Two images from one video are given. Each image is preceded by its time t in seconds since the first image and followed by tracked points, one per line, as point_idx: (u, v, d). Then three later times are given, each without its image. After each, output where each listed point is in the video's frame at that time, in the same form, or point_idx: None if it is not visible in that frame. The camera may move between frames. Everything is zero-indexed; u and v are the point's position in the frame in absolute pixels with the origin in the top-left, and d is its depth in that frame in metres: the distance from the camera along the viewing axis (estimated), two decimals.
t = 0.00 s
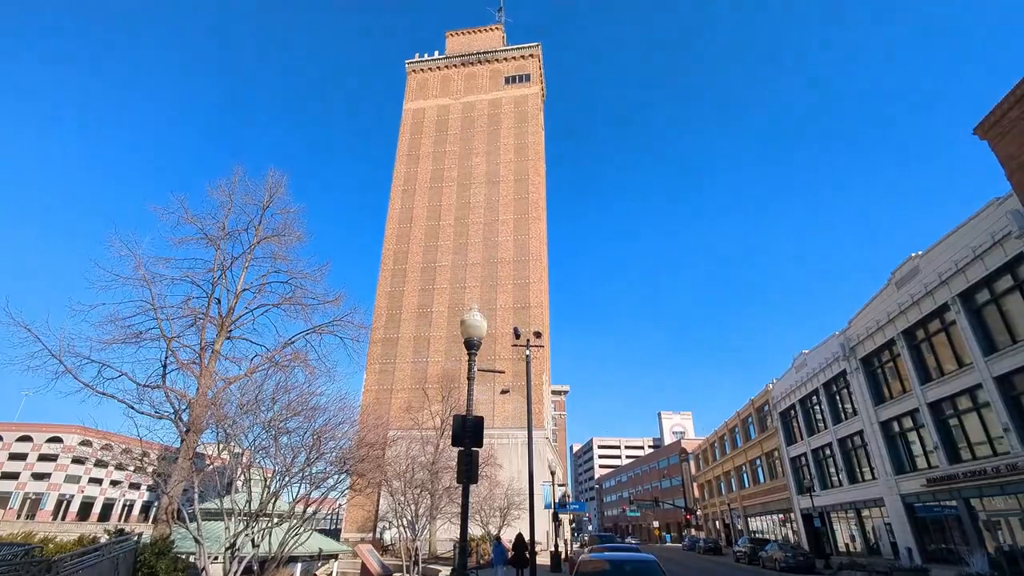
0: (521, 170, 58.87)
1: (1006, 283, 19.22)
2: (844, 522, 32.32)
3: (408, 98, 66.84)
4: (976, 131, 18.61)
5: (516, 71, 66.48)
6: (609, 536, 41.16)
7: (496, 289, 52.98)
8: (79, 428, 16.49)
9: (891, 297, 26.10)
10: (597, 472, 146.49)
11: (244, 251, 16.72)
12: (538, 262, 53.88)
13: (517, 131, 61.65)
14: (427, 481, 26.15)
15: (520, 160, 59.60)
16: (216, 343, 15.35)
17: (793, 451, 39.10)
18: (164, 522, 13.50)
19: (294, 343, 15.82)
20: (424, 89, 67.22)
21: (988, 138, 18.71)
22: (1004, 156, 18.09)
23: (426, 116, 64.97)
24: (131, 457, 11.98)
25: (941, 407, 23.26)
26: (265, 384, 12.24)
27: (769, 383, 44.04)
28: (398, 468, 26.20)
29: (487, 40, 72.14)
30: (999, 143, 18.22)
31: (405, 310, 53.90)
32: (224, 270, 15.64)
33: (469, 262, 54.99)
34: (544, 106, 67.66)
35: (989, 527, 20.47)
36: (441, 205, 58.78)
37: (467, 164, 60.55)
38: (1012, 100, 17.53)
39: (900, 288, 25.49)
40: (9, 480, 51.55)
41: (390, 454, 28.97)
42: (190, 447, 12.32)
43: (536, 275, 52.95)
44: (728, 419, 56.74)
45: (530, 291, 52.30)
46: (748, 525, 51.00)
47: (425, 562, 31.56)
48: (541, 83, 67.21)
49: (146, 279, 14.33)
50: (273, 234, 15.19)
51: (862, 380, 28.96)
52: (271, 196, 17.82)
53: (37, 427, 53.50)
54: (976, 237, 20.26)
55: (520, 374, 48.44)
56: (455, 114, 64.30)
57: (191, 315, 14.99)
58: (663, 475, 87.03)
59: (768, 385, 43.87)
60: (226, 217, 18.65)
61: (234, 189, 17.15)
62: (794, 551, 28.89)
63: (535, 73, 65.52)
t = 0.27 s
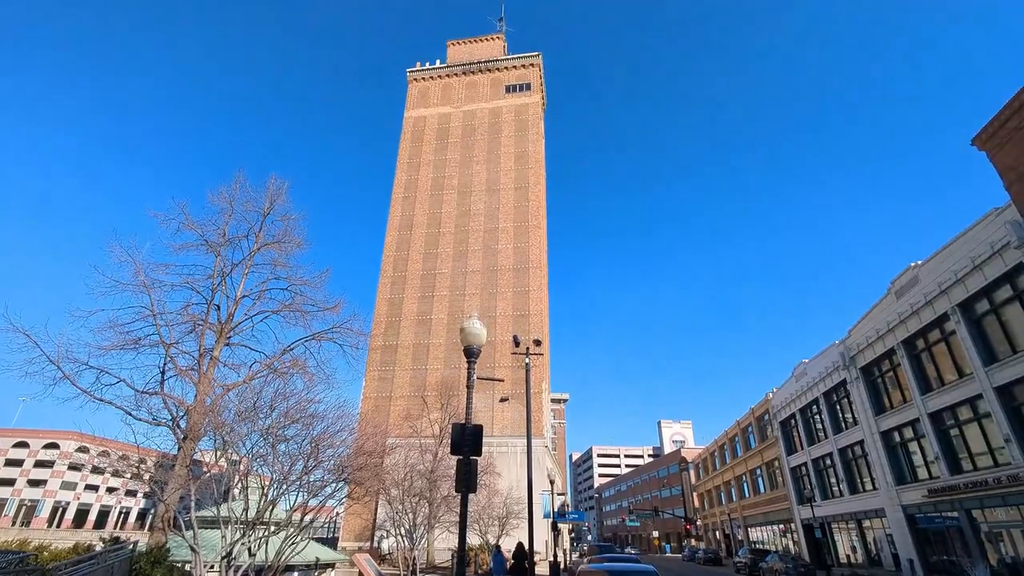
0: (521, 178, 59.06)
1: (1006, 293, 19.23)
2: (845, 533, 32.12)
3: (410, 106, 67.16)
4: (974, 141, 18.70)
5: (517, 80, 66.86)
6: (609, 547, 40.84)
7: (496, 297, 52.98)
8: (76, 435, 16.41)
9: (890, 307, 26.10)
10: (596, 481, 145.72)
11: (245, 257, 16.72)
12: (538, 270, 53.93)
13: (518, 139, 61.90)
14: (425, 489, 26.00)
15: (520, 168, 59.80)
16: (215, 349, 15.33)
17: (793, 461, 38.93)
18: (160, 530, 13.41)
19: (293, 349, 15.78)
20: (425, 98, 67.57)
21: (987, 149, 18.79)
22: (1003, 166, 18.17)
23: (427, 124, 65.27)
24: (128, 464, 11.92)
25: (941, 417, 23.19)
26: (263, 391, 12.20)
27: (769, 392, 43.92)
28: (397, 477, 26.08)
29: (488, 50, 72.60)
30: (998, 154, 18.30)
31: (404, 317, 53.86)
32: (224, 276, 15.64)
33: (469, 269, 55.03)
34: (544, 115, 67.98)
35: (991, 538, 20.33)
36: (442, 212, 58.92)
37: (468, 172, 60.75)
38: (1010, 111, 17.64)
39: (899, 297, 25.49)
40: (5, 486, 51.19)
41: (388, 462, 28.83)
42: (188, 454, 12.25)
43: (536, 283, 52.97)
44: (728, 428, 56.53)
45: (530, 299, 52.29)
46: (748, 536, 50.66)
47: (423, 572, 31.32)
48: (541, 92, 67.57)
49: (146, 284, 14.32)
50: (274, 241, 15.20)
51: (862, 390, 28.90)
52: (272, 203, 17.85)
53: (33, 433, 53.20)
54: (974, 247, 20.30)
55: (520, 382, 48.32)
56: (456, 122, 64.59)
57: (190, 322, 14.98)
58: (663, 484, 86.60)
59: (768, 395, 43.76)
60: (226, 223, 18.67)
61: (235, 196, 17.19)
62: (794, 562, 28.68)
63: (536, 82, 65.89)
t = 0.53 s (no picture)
0: (519, 182, 59.14)
1: (1001, 299, 19.31)
2: (842, 537, 32.12)
3: (408, 109, 67.27)
4: (970, 148, 18.81)
5: (516, 83, 67.01)
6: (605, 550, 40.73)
7: (494, 300, 52.97)
8: (72, 436, 16.35)
9: (887, 312, 26.18)
10: (594, 485, 145.52)
11: (242, 259, 16.69)
12: (536, 273, 53.96)
13: (516, 143, 62.01)
14: (421, 492, 25.93)
15: (519, 171, 59.88)
16: (212, 350, 15.28)
17: (790, 465, 38.95)
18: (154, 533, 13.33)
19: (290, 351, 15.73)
20: (424, 101, 67.67)
21: (982, 156, 18.89)
22: (998, 173, 18.26)
23: (426, 127, 65.34)
24: (123, 466, 11.86)
25: (937, 422, 23.23)
26: (260, 393, 12.17)
27: (766, 396, 43.95)
28: (393, 480, 26.01)
29: (487, 53, 72.77)
30: (993, 160, 18.40)
31: (402, 320, 53.79)
32: (221, 278, 15.59)
33: (467, 272, 55.05)
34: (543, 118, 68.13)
35: (987, 544, 20.35)
36: (440, 215, 58.96)
37: (466, 175, 60.82)
38: (1005, 118, 17.77)
39: (896, 302, 25.57)
40: None
41: (385, 465, 28.74)
42: (183, 456, 12.19)
43: (534, 286, 53.00)
44: (725, 432, 56.53)
45: (528, 302, 52.30)
46: (745, 540, 50.61)
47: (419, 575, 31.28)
48: (540, 96, 67.73)
49: (142, 285, 14.28)
50: (272, 242, 15.17)
51: (858, 395, 28.94)
52: (269, 205, 17.84)
53: (28, 434, 52.97)
54: (970, 253, 20.39)
55: (517, 386, 48.35)
56: (455, 126, 64.68)
57: (187, 323, 14.94)
58: (660, 488, 86.51)
59: (765, 399, 43.78)
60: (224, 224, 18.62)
61: (233, 197, 17.16)
62: (791, 567, 28.66)
63: (535, 86, 66.06)
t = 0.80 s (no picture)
0: (516, 181, 59.11)
1: (993, 301, 19.45)
2: (834, 537, 32.30)
3: (405, 108, 67.14)
4: (963, 151, 18.92)
5: (513, 83, 66.98)
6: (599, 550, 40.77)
7: (490, 299, 52.95)
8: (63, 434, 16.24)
9: (880, 313, 26.33)
10: (588, 485, 145.77)
11: (237, 257, 16.61)
12: (532, 273, 53.97)
13: (513, 142, 61.98)
14: (416, 491, 25.90)
15: (515, 171, 59.86)
16: (206, 349, 15.21)
17: (783, 465, 39.12)
18: (147, 532, 13.26)
19: (285, 350, 15.65)
20: (421, 99, 67.56)
21: (975, 159, 19.00)
22: (991, 176, 18.37)
23: (423, 126, 65.25)
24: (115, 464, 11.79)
25: (929, 423, 23.38)
26: (254, 392, 12.11)
27: (760, 396, 44.11)
28: (388, 479, 25.96)
29: (484, 52, 72.70)
30: (986, 163, 18.51)
31: (397, 319, 53.70)
32: (216, 276, 15.50)
33: (463, 271, 54.99)
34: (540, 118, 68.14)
35: (977, 544, 20.50)
36: (436, 214, 58.88)
37: (463, 174, 60.76)
38: (998, 121, 17.89)
39: (889, 304, 25.72)
40: None
41: (380, 465, 28.65)
42: (176, 455, 12.12)
43: (530, 286, 53.00)
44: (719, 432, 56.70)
45: (524, 302, 52.30)
46: (738, 540, 50.81)
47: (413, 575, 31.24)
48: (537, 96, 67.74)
49: (136, 283, 14.17)
50: (267, 241, 15.11)
51: (852, 395, 29.10)
52: (265, 203, 17.75)
53: (20, 433, 52.58)
54: (963, 255, 20.53)
55: (512, 385, 48.40)
56: (452, 125, 64.62)
57: (180, 321, 14.86)
58: (655, 488, 86.75)
59: (759, 399, 43.94)
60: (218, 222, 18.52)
61: (228, 195, 17.07)
62: (784, 567, 28.78)
63: (532, 86, 66.06)
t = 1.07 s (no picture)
0: (509, 176, 59.03)
1: (980, 299, 19.70)
2: (821, 531, 32.71)
3: (398, 101, 66.73)
4: (952, 150, 19.13)
5: (507, 77, 66.78)
6: (589, 544, 41.05)
7: (482, 294, 52.91)
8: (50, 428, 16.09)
9: (869, 310, 26.62)
10: (579, 479, 146.58)
11: (227, 250, 16.48)
12: (524, 268, 53.98)
13: (506, 137, 61.84)
14: (408, 486, 25.92)
15: (508, 166, 59.75)
16: (195, 342, 15.10)
17: (772, 461, 39.53)
18: (135, 526, 13.19)
19: (276, 344, 15.57)
20: (414, 93, 67.20)
21: (964, 158, 19.21)
22: (979, 175, 18.59)
23: (416, 119, 64.94)
24: (104, 458, 11.69)
25: (915, 419, 23.69)
26: (244, 386, 12.06)
27: (750, 392, 44.50)
28: (379, 473, 25.96)
29: (478, 46, 72.38)
30: (975, 162, 18.72)
31: (390, 314, 53.55)
32: (206, 269, 15.37)
33: (455, 266, 54.91)
34: (533, 113, 68.01)
35: (960, 538, 20.84)
36: (429, 208, 58.69)
37: (456, 168, 60.58)
38: (987, 121, 18.10)
39: (877, 301, 25.99)
40: None
41: (371, 459, 28.62)
42: (165, 449, 12.04)
43: (522, 281, 53.04)
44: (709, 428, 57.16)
45: (516, 297, 52.32)
46: (727, 534, 51.36)
47: (404, 568, 31.31)
48: (531, 91, 67.58)
49: (124, 276, 14.02)
50: (258, 234, 14.99)
51: (840, 391, 29.41)
52: (256, 195, 17.60)
53: (6, 426, 52.01)
54: (950, 253, 20.76)
55: (504, 380, 48.51)
56: (445, 119, 64.35)
57: (170, 314, 14.73)
58: (645, 482, 87.37)
59: (749, 395, 44.33)
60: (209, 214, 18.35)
61: (219, 187, 16.91)
62: (771, 560, 29.12)
63: (526, 80, 65.88)
